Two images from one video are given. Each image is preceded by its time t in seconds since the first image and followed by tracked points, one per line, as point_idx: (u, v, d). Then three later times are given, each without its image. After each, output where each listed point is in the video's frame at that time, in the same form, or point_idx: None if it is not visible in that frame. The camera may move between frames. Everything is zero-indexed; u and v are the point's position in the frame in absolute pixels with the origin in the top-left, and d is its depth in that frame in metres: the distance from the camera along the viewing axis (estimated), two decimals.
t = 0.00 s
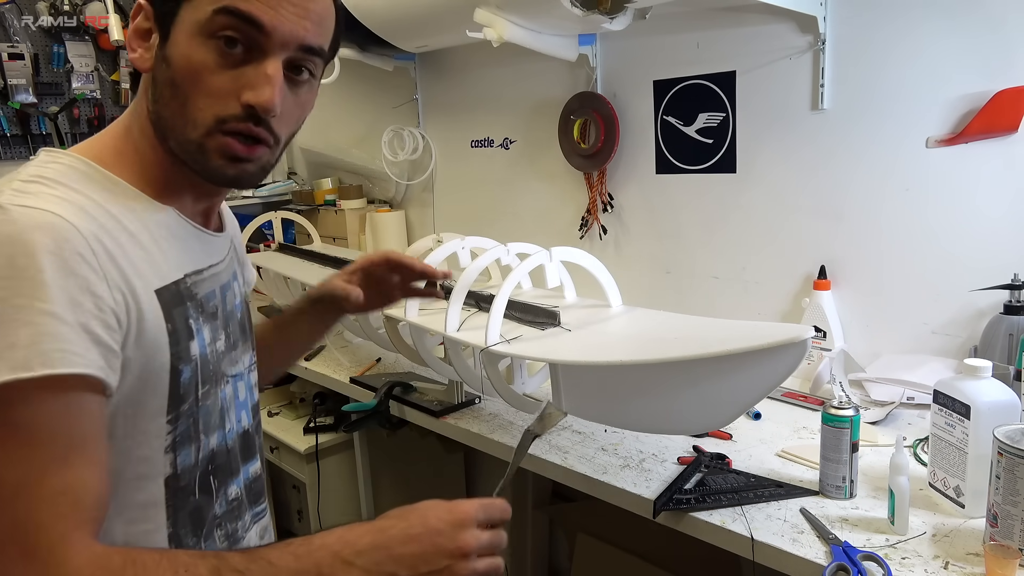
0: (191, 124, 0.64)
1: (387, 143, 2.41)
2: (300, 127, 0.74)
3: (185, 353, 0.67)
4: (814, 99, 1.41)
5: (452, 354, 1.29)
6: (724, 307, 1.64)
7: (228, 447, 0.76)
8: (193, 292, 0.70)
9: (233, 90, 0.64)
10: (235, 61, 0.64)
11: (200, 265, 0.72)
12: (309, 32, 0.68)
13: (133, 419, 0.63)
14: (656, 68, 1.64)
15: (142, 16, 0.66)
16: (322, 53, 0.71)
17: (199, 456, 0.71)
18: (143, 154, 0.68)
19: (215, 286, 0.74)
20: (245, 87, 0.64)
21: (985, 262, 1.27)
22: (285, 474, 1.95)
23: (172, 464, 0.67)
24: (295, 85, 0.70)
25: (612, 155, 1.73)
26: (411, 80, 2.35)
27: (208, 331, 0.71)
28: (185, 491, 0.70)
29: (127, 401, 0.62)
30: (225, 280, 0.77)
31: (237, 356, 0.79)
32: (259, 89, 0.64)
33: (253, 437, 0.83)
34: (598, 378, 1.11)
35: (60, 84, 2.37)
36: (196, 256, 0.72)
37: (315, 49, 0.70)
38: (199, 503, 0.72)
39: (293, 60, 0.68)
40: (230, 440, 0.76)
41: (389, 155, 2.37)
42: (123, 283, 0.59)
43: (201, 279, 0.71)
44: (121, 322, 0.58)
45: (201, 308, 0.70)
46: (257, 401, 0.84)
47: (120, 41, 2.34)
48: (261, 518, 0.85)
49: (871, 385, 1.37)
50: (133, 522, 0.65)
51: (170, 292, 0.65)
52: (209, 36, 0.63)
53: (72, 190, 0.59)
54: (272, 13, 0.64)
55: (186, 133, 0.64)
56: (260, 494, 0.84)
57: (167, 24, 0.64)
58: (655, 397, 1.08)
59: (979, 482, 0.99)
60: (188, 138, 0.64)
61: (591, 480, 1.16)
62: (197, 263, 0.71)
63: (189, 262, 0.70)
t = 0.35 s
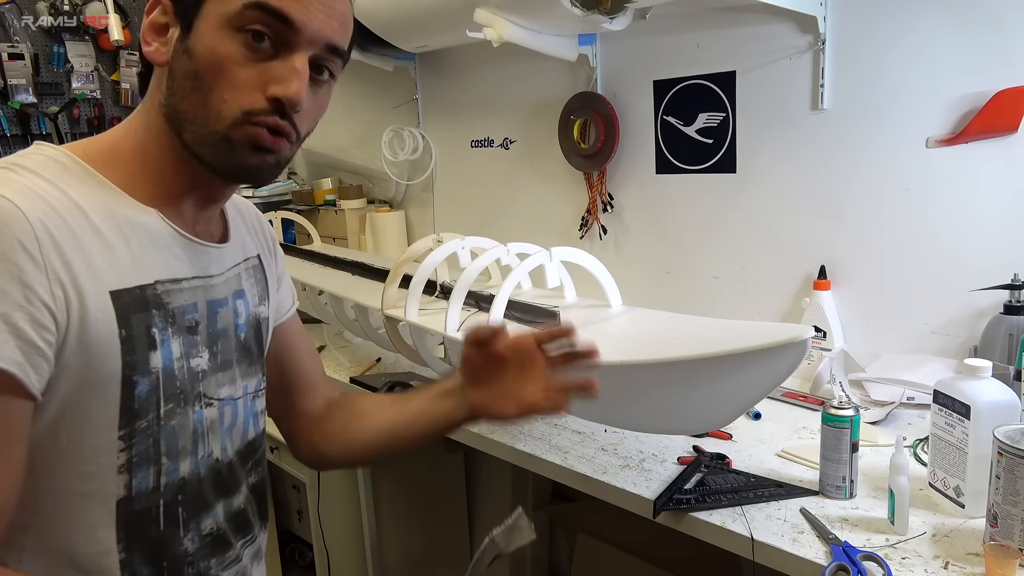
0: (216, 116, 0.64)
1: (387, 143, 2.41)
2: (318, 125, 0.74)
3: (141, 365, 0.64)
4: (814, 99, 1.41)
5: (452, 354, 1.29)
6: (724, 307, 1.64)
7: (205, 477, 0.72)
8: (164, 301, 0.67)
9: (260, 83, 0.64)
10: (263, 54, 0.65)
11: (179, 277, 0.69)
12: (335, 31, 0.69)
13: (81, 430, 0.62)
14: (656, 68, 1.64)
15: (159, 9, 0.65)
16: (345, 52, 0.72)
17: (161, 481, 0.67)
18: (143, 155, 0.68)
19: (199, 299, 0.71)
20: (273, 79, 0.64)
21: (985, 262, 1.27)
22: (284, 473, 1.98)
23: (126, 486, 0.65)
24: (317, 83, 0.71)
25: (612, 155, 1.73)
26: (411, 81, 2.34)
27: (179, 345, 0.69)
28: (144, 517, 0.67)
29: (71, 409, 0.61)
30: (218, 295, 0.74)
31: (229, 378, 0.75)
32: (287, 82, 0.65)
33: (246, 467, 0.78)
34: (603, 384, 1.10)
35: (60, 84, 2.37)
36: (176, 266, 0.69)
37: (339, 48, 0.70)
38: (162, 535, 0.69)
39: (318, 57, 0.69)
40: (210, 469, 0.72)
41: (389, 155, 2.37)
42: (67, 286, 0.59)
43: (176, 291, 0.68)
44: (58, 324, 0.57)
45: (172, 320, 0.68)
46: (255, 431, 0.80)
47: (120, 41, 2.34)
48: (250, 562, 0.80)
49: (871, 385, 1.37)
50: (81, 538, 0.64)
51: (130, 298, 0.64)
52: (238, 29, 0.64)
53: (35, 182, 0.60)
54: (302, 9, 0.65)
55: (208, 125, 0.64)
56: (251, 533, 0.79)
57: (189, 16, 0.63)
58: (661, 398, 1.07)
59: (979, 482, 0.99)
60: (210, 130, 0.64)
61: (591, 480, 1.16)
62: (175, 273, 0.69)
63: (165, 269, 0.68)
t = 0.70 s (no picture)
0: (222, 123, 0.65)
1: (387, 143, 2.41)
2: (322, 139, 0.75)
3: (134, 372, 0.66)
4: (814, 99, 1.41)
5: (452, 355, 1.29)
6: (724, 307, 1.64)
7: (195, 491, 0.73)
8: (160, 307, 0.69)
9: (269, 90, 0.65)
10: (274, 63, 0.66)
11: (177, 284, 0.71)
12: (345, 43, 0.71)
13: (68, 441, 0.63)
14: (657, 68, 1.64)
15: (166, 15, 0.67)
16: (351, 63, 0.74)
17: (149, 494, 0.69)
18: (145, 163, 0.69)
19: (194, 308, 0.73)
20: (283, 87, 0.66)
21: (985, 262, 1.27)
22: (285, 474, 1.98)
23: (114, 498, 0.66)
24: (324, 93, 0.72)
25: (612, 154, 1.72)
26: (411, 81, 2.34)
27: (174, 353, 0.70)
28: (132, 529, 0.68)
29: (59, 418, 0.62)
30: (215, 306, 0.75)
31: (223, 389, 0.76)
32: (296, 91, 0.66)
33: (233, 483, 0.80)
34: (599, 379, 1.11)
35: (60, 84, 2.37)
36: (173, 274, 0.71)
37: (347, 58, 0.72)
38: (148, 549, 0.70)
39: (327, 67, 0.71)
40: (201, 483, 0.73)
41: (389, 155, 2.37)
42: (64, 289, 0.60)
43: (172, 301, 0.70)
44: (48, 328, 0.59)
45: (167, 327, 0.70)
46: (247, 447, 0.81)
47: (120, 41, 2.34)
48: None
49: (871, 385, 1.37)
50: (62, 550, 0.64)
51: (125, 302, 0.65)
52: (250, 36, 0.65)
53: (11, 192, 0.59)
54: (314, 19, 0.67)
55: (212, 131, 0.65)
56: (237, 549, 0.81)
57: (202, 21, 0.65)
58: (659, 397, 1.07)
59: (979, 482, 0.99)
60: (215, 137, 0.65)
61: (591, 480, 1.16)
62: (172, 280, 0.70)
63: (161, 276, 0.69)
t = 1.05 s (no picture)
0: (238, 134, 0.66)
1: (387, 143, 2.41)
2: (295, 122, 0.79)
3: (123, 379, 0.65)
4: (814, 99, 1.41)
5: (452, 354, 1.29)
6: (723, 307, 1.64)
7: (194, 489, 0.73)
8: (141, 310, 0.68)
9: (281, 100, 0.68)
10: (283, 73, 0.68)
11: (154, 284, 0.70)
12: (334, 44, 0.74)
13: (65, 454, 0.63)
14: (657, 68, 1.64)
15: (145, 10, 0.64)
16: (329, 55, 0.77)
17: (154, 498, 0.69)
18: (119, 164, 0.68)
19: (175, 306, 0.72)
20: (292, 96, 0.68)
21: (985, 262, 1.27)
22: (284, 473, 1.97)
23: (119, 507, 0.66)
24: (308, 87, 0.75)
25: (612, 155, 1.73)
26: (411, 81, 2.34)
27: (160, 354, 0.70)
28: (139, 537, 0.68)
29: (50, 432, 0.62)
30: (191, 301, 0.75)
31: (211, 384, 0.76)
32: (304, 99, 0.69)
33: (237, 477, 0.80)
34: (598, 379, 1.12)
35: (60, 84, 2.38)
36: (149, 272, 0.70)
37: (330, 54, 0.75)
38: (157, 554, 0.70)
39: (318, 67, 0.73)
40: (199, 480, 0.74)
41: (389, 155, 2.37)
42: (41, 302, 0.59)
43: (152, 301, 0.70)
44: (31, 345, 0.58)
45: (150, 327, 0.69)
46: (241, 438, 0.82)
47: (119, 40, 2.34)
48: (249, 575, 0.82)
49: (871, 385, 1.37)
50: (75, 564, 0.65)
51: (106, 308, 0.64)
52: (262, 47, 0.66)
53: None
54: (319, 30, 0.69)
55: (227, 139, 0.66)
56: (247, 543, 0.82)
57: (205, 27, 0.64)
58: (658, 397, 1.07)
59: (979, 482, 0.99)
60: (229, 145, 0.67)
61: (591, 480, 1.16)
62: (150, 280, 0.70)
63: (139, 275, 0.69)
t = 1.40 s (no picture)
0: (247, 135, 0.71)
1: (387, 143, 2.41)
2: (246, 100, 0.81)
3: (152, 384, 0.64)
4: (814, 99, 1.41)
5: (452, 354, 1.29)
6: (724, 307, 1.64)
7: (204, 473, 0.74)
8: (153, 313, 0.67)
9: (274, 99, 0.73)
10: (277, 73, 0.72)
11: (158, 284, 0.69)
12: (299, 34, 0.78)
13: (104, 461, 0.61)
14: (656, 68, 1.64)
15: (171, 28, 0.61)
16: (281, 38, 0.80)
17: (180, 488, 0.69)
18: (114, 171, 0.65)
19: (177, 302, 0.72)
20: (282, 93, 0.73)
21: (985, 262, 1.27)
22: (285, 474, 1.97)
23: (153, 502, 0.66)
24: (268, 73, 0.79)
25: (612, 154, 1.73)
26: (411, 81, 2.34)
27: (175, 354, 0.69)
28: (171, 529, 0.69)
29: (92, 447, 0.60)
30: (185, 293, 0.74)
31: (210, 372, 0.77)
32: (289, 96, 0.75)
33: (238, 460, 0.81)
34: (597, 379, 1.12)
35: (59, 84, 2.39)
36: (150, 273, 0.68)
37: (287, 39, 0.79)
38: (185, 540, 0.71)
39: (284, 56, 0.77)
40: (208, 464, 0.74)
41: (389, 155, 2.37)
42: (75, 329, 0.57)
43: (161, 299, 0.68)
44: (72, 373, 0.56)
45: (163, 329, 0.68)
46: (238, 419, 0.83)
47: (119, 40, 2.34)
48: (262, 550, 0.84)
49: (871, 385, 1.37)
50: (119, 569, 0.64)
51: (125, 321, 0.63)
52: (270, 56, 0.70)
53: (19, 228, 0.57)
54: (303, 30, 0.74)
55: (238, 144, 0.70)
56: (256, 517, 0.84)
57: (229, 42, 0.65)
58: (657, 396, 1.08)
59: (979, 482, 0.99)
60: (237, 143, 0.70)
61: (591, 480, 1.16)
62: (154, 281, 0.68)
63: (146, 282, 0.67)
